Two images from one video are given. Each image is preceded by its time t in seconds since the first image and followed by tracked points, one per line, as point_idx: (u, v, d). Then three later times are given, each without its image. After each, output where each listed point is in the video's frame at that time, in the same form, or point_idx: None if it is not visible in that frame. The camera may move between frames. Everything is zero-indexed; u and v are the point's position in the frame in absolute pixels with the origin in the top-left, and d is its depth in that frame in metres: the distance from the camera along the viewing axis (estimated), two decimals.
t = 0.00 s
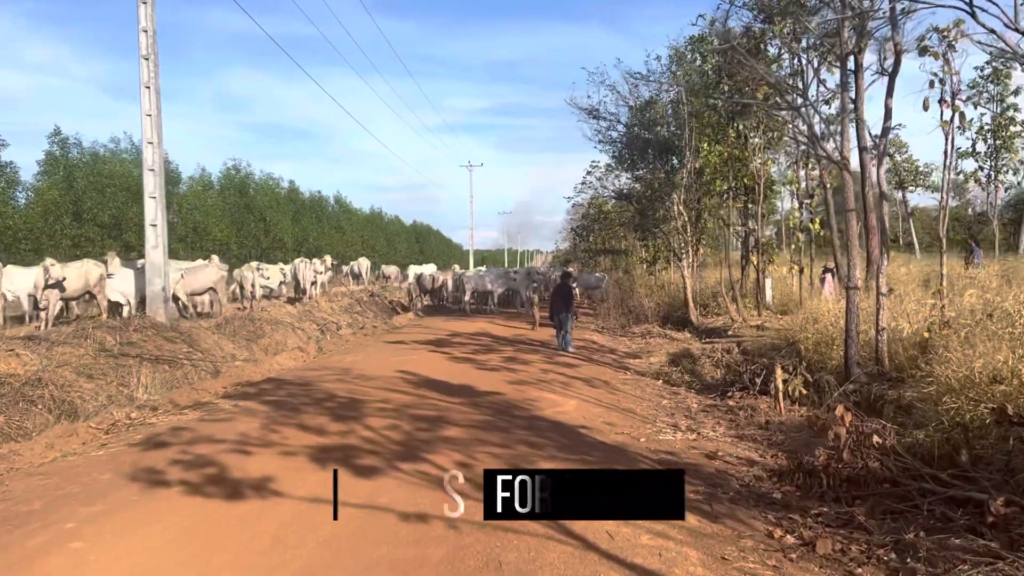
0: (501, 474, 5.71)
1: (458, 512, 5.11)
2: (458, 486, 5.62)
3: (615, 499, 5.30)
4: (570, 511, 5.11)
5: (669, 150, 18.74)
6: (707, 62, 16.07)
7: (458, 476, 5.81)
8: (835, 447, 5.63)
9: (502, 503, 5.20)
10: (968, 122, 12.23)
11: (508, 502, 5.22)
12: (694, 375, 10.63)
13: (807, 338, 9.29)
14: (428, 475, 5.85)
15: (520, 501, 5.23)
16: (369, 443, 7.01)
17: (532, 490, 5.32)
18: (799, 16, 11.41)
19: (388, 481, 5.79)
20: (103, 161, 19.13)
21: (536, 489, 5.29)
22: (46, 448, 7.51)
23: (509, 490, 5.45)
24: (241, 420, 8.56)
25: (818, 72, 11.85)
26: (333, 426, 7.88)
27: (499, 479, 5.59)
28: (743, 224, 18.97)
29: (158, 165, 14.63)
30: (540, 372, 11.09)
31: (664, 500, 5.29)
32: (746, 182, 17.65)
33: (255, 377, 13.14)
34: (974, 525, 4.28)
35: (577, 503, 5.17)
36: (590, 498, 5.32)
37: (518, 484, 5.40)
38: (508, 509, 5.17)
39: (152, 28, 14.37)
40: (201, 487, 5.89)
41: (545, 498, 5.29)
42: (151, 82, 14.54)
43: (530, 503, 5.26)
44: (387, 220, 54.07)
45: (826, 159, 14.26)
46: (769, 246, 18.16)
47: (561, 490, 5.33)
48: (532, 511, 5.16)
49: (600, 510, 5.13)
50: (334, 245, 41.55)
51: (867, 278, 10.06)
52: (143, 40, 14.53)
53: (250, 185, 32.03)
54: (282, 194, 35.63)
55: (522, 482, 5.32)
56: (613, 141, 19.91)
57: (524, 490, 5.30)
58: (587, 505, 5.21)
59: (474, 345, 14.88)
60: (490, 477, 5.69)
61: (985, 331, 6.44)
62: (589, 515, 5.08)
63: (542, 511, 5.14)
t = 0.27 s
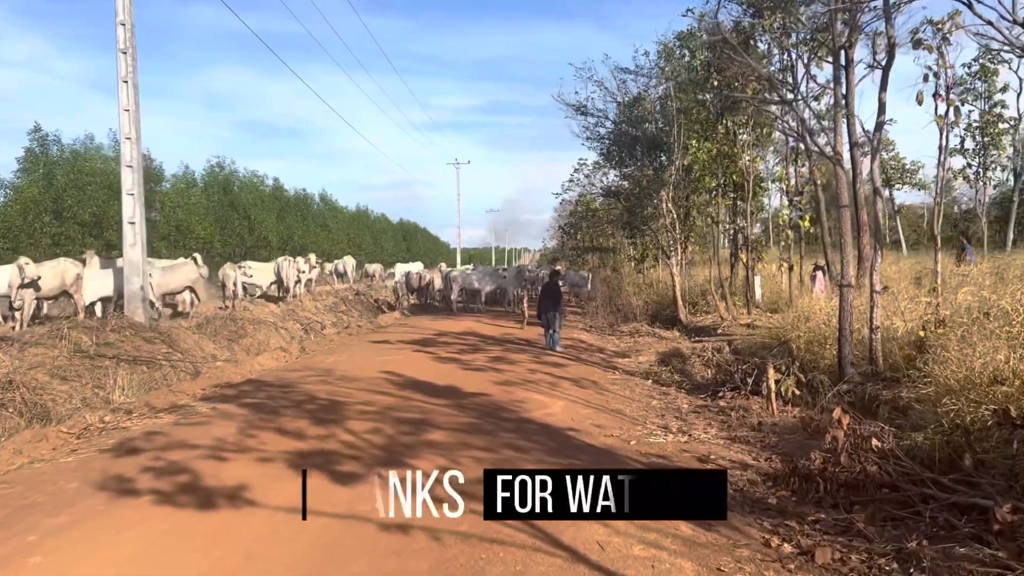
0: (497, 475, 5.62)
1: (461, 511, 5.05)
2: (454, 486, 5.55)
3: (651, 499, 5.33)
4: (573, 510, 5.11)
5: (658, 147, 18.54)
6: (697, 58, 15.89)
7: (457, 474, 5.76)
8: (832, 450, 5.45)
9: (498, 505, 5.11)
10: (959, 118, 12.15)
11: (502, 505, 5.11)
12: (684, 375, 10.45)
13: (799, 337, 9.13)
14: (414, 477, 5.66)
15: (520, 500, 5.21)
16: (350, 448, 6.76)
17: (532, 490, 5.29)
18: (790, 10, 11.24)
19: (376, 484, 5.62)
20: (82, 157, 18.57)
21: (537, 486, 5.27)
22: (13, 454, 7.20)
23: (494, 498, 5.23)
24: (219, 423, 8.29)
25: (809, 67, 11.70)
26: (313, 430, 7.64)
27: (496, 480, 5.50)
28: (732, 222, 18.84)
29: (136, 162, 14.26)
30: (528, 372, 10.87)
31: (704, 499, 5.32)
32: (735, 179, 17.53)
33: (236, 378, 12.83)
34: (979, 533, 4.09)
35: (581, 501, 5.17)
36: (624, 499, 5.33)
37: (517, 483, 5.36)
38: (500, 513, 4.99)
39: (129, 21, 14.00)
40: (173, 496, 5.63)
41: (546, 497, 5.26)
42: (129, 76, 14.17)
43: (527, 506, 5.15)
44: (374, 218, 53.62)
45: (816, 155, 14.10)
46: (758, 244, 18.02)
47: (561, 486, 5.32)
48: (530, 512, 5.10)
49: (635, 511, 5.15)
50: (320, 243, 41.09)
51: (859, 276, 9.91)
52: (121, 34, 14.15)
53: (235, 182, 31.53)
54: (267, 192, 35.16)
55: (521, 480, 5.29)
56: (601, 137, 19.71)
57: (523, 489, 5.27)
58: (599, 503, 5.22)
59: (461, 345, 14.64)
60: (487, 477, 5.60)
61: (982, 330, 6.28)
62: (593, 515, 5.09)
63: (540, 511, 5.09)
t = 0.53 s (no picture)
0: (498, 476, 5.53)
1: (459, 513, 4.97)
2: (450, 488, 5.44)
3: (659, 496, 5.24)
4: (572, 510, 5.06)
5: (645, 143, 18.33)
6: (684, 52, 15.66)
7: (456, 475, 5.67)
8: (825, 452, 5.25)
9: (492, 506, 5.03)
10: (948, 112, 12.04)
11: (499, 506, 5.03)
12: (672, 374, 10.26)
13: (788, 335, 8.95)
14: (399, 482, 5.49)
15: (520, 500, 5.14)
16: (327, 454, 6.51)
17: (532, 490, 5.20)
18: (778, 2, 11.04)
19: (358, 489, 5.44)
20: (60, 152, 18.03)
21: (537, 486, 5.21)
22: None
23: (475, 507, 5.02)
24: (191, 427, 8.00)
25: (798, 60, 11.53)
26: (289, 434, 7.38)
27: (496, 482, 5.40)
28: (719, 219, 18.70)
29: (111, 157, 13.88)
30: (513, 372, 10.64)
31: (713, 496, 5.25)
32: (722, 175, 17.38)
33: (214, 379, 12.52)
34: (982, 541, 3.89)
35: (581, 501, 5.12)
36: (629, 497, 5.25)
37: (516, 482, 5.29)
38: (495, 515, 4.90)
39: (103, 13, 13.61)
40: (137, 506, 5.37)
41: (545, 498, 5.21)
42: (103, 70, 13.77)
43: (517, 510, 5.03)
44: (359, 216, 53.14)
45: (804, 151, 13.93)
46: (746, 240, 17.89)
47: (561, 486, 5.27)
48: (528, 513, 5.04)
49: (642, 511, 5.08)
50: (304, 241, 40.62)
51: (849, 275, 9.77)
52: (95, 26, 13.76)
53: (218, 179, 31.04)
54: (251, 189, 34.65)
55: (521, 479, 5.22)
56: (587, 133, 19.48)
57: (522, 488, 5.20)
58: (600, 503, 5.15)
59: (446, 344, 14.39)
60: (487, 479, 5.50)
61: (978, 328, 6.12)
62: (592, 515, 5.04)
63: (536, 512, 5.03)
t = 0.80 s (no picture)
0: (498, 476, 5.41)
1: (462, 514, 4.89)
2: (451, 488, 5.37)
3: (659, 496, 5.13)
4: (573, 511, 4.97)
5: (630, 138, 18.12)
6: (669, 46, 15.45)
7: (456, 475, 5.59)
8: (817, 454, 5.06)
9: (491, 506, 4.96)
10: (934, 107, 11.96)
11: (499, 507, 4.96)
12: (657, 372, 10.07)
13: (775, 332, 8.79)
14: (392, 483, 5.34)
15: (520, 500, 5.04)
16: (300, 460, 6.25)
17: (532, 490, 5.09)
18: None
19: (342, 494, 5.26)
20: (33, 146, 17.43)
21: (536, 485, 5.09)
22: None
23: (453, 517, 4.80)
24: (160, 431, 7.69)
25: (785, 54, 11.37)
26: (262, 439, 7.10)
27: (494, 482, 5.29)
28: (704, 215, 18.57)
29: (82, 152, 13.46)
30: (495, 371, 10.41)
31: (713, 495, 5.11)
32: (707, 171, 17.24)
33: (189, 380, 12.16)
34: (984, 550, 3.70)
35: (581, 501, 5.03)
36: (629, 498, 5.14)
37: (515, 482, 5.17)
38: (495, 515, 4.83)
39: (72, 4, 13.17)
40: (96, 518, 5.08)
41: (545, 498, 5.10)
42: (73, 62, 13.33)
43: (515, 511, 4.91)
44: (342, 212, 52.58)
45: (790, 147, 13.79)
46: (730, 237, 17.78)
47: (560, 486, 5.15)
48: (528, 513, 4.94)
49: (642, 512, 4.98)
50: (286, 239, 40.07)
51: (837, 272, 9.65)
52: (63, 16, 13.30)
53: (196, 176, 30.44)
54: (232, 186, 34.08)
55: (520, 479, 5.10)
56: (571, 129, 19.24)
57: (522, 488, 5.08)
58: (599, 503, 5.05)
59: (428, 342, 14.13)
60: (486, 480, 5.39)
61: (970, 325, 5.97)
62: (593, 515, 4.94)
63: (536, 512, 4.92)
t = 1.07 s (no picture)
0: (496, 476, 5.25)
1: (459, 515, 4.76)
2: (450, 487, 5.24)
3: (660, 497, 4.95)
4: (572, 511, 4.83)
5: (613, 134, 17.92)
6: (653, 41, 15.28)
7: (457, 475, 5.48)
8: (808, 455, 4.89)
9: (491, 506, 4.84)
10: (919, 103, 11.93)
11: (499, 507, 4.85)
12: (642, 371, 9.86)
13: (762, 330, 8.62)
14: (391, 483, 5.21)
15: (520, 500, 4.93)
16: (270, 465, 5.96)
17: (532, 490, 4.95)
18: None
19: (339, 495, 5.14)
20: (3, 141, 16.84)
21: (536, 485, 4.96)
22: None
23: (430, 525, 4.56)
24: (126, 435, 7.36)
25: (770, 48, 11.24)
26: (231, 443, 6.78)
27: (492, 482, 5.13)
28: (688, 212, 18.46)
29: (50, 146, 13.00)
30: (477, 370, 10.17)
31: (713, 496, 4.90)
32: (690, 168, 17.16)
33: (160, 381, 11.76)
34: (988, 558, 3.53)
35: (581, 501, 4.88)
36: (630, 498, 4.97)
37: (515, 481, 5.06)
38: (496, 515, 4.72)
39: None
40: (49, 529, 4.78)
41: (543, 499, 4.94)
42: (39, 52, 12.86)
43: (514, 512, 4.79)
44: (323, 210, 52.00)
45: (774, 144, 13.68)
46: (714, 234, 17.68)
47: (559, 486, 4.97)
48: (528, 513, 4.83)
49: (641, 513, 4.83)
50: (265, 236, 39.47)
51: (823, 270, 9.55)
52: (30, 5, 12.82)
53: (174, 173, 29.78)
54: (210, 183, 33.49)
55: (520, 479, 4.95)
56: (554, 125, 19.02)
57: (521, 489, 4.93)
58: (599, 504, 4.88)
59: (408, 341, 13.84)
60: (486, 479, 5.27)
61: (964, 322, 5.84)
62: (592, 516, 4.80)
63: (536, 513, 4.81)
